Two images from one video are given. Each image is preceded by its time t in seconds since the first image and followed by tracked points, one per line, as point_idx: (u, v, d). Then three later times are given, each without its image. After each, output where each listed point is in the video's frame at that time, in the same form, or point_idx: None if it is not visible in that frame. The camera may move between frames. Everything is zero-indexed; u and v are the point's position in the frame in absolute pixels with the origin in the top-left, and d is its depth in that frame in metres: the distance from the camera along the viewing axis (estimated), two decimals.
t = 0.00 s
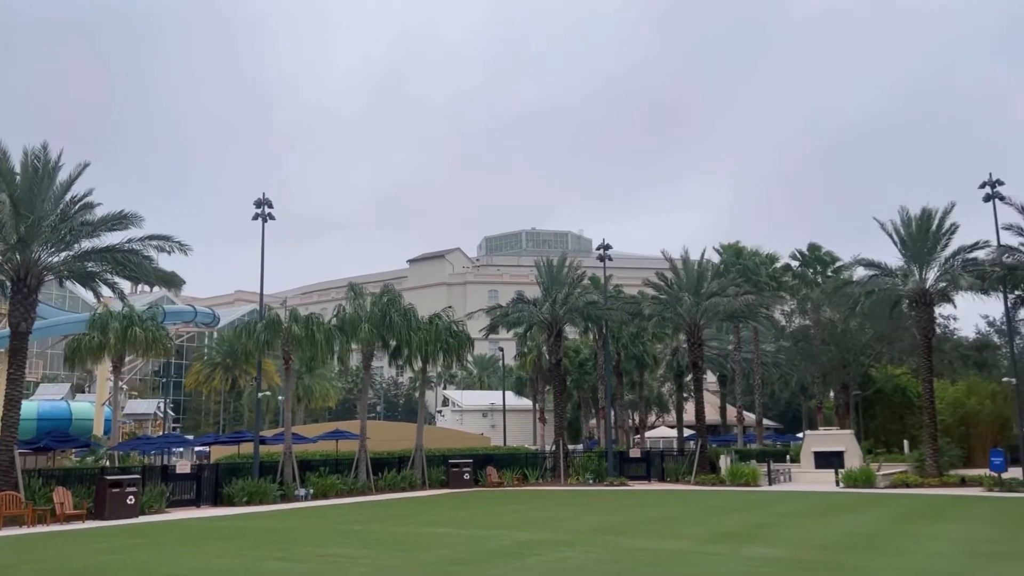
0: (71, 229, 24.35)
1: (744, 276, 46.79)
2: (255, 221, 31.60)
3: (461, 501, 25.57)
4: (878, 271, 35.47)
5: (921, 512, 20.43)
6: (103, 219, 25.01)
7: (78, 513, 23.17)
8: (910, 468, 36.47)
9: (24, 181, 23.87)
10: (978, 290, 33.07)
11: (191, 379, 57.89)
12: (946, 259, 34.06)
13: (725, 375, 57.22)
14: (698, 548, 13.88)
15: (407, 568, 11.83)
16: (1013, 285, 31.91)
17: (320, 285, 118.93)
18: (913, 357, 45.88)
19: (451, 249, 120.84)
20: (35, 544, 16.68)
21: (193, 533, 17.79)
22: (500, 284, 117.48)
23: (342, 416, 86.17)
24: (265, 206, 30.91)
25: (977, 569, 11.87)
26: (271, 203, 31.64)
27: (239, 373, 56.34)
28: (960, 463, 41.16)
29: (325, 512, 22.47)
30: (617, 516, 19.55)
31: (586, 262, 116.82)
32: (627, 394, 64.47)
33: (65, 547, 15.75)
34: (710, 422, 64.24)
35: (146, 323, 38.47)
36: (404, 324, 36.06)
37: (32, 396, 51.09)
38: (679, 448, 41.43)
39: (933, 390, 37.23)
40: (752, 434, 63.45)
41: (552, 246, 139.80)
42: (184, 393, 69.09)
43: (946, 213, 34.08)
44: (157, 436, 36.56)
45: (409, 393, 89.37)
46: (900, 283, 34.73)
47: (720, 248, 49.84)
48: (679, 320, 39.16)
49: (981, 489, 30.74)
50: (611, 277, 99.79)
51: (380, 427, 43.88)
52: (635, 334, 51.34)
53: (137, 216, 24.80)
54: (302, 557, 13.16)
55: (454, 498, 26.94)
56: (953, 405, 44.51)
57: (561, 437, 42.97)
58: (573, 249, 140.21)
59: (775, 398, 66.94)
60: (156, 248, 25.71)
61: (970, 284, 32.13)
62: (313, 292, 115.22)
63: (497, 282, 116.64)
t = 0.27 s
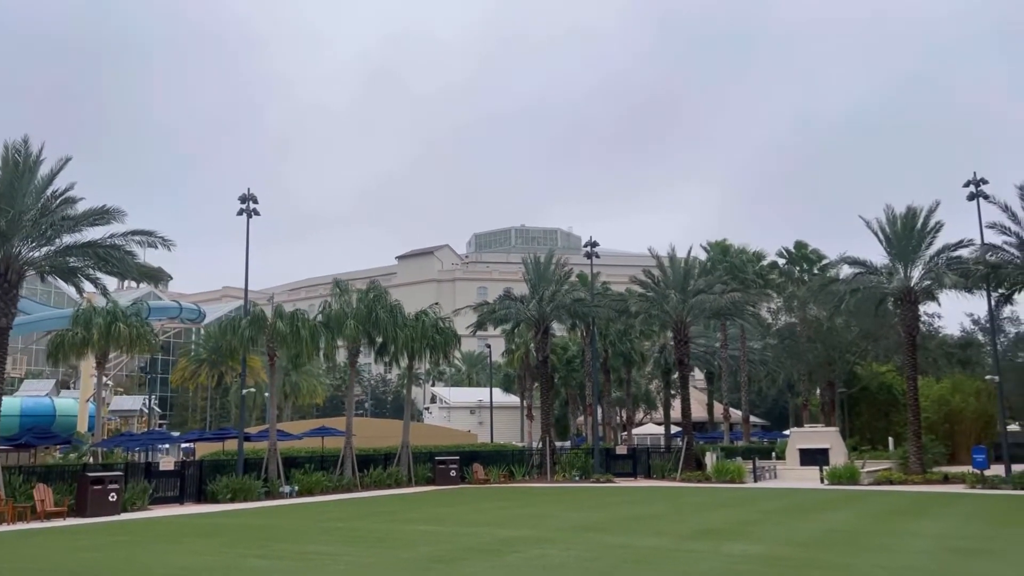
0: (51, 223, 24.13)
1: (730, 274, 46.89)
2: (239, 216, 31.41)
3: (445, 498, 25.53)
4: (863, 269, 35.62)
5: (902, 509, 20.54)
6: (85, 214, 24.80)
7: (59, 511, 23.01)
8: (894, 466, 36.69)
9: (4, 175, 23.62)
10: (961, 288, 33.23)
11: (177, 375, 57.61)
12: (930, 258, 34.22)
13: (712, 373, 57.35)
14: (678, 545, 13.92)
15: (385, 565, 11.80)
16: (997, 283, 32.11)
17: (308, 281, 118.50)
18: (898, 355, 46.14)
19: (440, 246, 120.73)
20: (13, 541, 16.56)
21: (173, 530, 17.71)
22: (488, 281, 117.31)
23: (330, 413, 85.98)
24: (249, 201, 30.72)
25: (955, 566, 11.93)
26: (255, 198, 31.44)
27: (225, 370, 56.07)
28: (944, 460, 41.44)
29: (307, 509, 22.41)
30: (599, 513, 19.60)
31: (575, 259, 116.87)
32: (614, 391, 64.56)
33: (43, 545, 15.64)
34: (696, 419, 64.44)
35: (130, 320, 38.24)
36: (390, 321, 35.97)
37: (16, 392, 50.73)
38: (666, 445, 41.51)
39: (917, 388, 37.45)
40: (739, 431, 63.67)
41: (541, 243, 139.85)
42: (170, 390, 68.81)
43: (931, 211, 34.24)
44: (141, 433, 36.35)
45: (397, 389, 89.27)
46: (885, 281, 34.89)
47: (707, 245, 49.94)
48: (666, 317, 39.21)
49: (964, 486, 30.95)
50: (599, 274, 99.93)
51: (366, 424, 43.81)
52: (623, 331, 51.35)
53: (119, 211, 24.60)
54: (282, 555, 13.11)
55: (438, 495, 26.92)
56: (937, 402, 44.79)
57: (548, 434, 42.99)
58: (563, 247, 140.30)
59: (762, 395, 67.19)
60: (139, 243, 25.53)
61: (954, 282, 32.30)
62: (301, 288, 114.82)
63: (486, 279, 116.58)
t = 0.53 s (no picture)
0: (35, 218, 23.91)
1: (720, 271, 46.88)
2: (227, 211, 31.19)
3: (433, 495, 25.45)
4: (852, 267, 35.69)
5: (887, 506, 20.58)
6: (70, 208, 24.59)
7: (43, 507, 22.79)
8: (882, 462, 36.79)
9: None
10: (949, 286, 33.31)
11: (165, 371, 57.31)
12: (918, 255, 34.31)
13: (702, 369, 57.42)
14: (663, 543, 13.87)
15: (367, 563, 11.69)
16: (984, 281, 32.21)
17: (299, 277, 118.13)
18: (887, 352, 46.29)
19: (431, 242, 120.54)
20: None
21: (156, 527, 17.57)
22: (480, 278, 117.12)
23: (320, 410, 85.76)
24: (237, 196, 30.52)
25: (939, 562, 11.91)
26: (243, 193, 31.23)
27: (213, 367, 55.79)
28: (931, 457, 41.61)
29: (293, 506, 22.29)
30: (586, 510, 19.56)
31: (566, 256, 116.90)
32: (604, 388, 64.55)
33: (22, 542, 15.47)
34: (686, 416, 64.56)
35: (117, 315, 37.97)
36: (378, 317, 35.85)
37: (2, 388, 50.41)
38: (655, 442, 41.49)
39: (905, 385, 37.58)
40: (728, 427, 63.79)
41: (533, 240, 139.78)
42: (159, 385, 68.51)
43: (919, 209, 34.32)
44: (127, 430, 36.11)
45: (388, 386, 89.12)
46: (873, 278, 34.97)
47: (697, 242, 49.97)
48: (656, 314, 39.15)
49: (950, 482, 31.07)
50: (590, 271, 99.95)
51: (354, 420, 43.69)
52: (613, 328, 51.32)
53: (104, 206, 24.40)
54: (263, 552, 13.00)
55: (426, 492, 26.85)
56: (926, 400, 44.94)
57: (538, 430, 42.94)
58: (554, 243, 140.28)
59: (751, 391, 67.28)
60: (125, 238, 25.34)
61: (942, 280, 32.38)
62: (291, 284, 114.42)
63: (477, 275, 116.43)
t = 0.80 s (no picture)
0: (23, 213, 23.72)
1: (714, 269, 46.85)
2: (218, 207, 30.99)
3: (425, 492, 25.33)
4: (844, 264, 35.68)
5: (879, 504, 20.51)
6: (59, 203, 24.40)
7: (31, 505, 22.59)
8: (874, 460, 36.82)
9: None
10: (942, 284, 33.30)
11: (157, 369, 57.06)
12: (911, 253, 34.31)
13: (695, 367, 57.42)
14: (654, 540, 13.76)
15: (354, 562, 11.55)
16: (977, 279, 32.21)
17: (292, 275, 117.85)
18: (879, 350, 46.33)
19: (425, 239, 120.38)
20: None
21: (144, 525, 17.41)
22: (474, 275, 116.99)
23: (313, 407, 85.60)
24: (228, 192, 30.34)
25: (932, 561, 11.79)
26: (234, 188, 31.03)
27: (205, 364, 55.56)
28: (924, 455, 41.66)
29: (284, 504, 22.15)
30: (578, 508, 19.46)
31: (560, 253, 116.84)
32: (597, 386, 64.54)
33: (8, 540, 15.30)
34: (680, 413, 64.59)
35: (107, 312, 37.73)
36: (371, 314, 35.70)
37: None
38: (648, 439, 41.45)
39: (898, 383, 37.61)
40: (721, 425, 63.82)
41: (527, 237, 139.70)
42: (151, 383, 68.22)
43: (912, 207, 34.31)
44: (117, 428, 35.88)
45: (381, 383, 88.97)
46: (866, 276, 34.96)
47: (690, 240, 49.93)
48: (649, 312, 39.10)
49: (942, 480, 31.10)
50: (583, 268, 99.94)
51: (346, 418, 43.53)
52: (606, 325, 51.25)
53: (94, 201, 24.22)
54: (251, 551, 12.85)
55: (418, 490, 26.73)
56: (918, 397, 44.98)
57: (531, 427, 42.86)
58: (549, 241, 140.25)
59: (744, 389, 67.35)
60: (114, 233, 25.16)
61: (934, 277, 32.37)
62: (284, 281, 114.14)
63: (471, 272, 116.29)
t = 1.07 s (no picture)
0: (14, 210, 23.54)
1: (710, 267, 46.77)
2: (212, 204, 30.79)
3: (419, 492, 25.18)
4: (840, 262, 35.61)
5: (875, 503, 20.40)
6: (50, 201, 24.22)
7: (22, 504, 22.43)
8: (870, 459, 36.76)
9: None
10: (938, 282, 33.22)
11: (151, 367, 56.84)
12: (907, 251, 34.25)
13: (691, 365, 57.36)
14: (648, 540, 13.63)
15: (344, 562, 11.42)
16: (972, 278, 32.15)
17: (288, 273, 117.62)
18: (875, 348, 46.28)
19: (421, 238, 120.22)
20: None
21: (135, 525, 17.27)
22: (470, 274, 116.85)
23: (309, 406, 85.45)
24: (222, 189, 30.15)
25: (927, 561, 11.69)
26: (228, 186, 30.82)
27: (199, 363, 55.37)
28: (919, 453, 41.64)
29: (277, 503, 22.00)
30: (573, 507, 19.33)
31: (556, 251, 116.77)
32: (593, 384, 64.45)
33: None
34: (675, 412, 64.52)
35: (99, 310, 37.50)
36: (365, 312, 35.53)
37: None
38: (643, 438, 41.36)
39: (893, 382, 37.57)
40: (717, 424, 63.78)
41: (524, 236, 139.62)
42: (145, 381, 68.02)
43: (907, 205, 34.24)
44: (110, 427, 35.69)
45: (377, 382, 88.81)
46: (862, 275, 34.89)
47: (686, 239, 49.86)
48: (645, 310, 39.00)
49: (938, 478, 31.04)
50: (579, 267, 99.91)
51: (341, 417, 43.36)
52: (602, 324, 51.15)
53: (85, 198, 24.04)
54: (241, 551, 12.71)
55: (412, 489, 26.60)
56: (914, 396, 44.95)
57: (526, 426, 42.74)
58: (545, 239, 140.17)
59: (740, 387, 67.30)
60: (105, 231, 24.98)
61: (930, 275, 32.28)
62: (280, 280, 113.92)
63: (467, 271, 116.15)
